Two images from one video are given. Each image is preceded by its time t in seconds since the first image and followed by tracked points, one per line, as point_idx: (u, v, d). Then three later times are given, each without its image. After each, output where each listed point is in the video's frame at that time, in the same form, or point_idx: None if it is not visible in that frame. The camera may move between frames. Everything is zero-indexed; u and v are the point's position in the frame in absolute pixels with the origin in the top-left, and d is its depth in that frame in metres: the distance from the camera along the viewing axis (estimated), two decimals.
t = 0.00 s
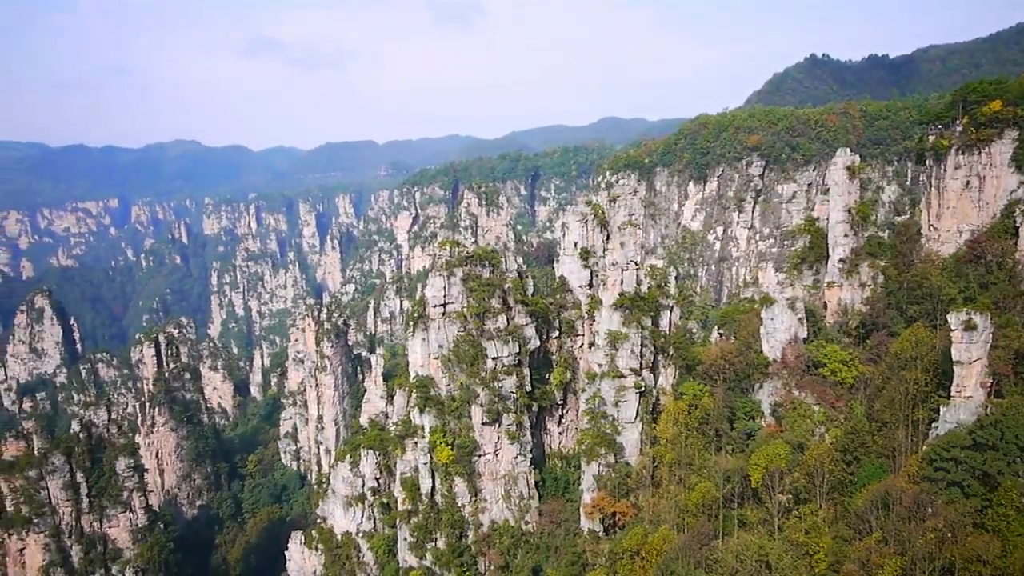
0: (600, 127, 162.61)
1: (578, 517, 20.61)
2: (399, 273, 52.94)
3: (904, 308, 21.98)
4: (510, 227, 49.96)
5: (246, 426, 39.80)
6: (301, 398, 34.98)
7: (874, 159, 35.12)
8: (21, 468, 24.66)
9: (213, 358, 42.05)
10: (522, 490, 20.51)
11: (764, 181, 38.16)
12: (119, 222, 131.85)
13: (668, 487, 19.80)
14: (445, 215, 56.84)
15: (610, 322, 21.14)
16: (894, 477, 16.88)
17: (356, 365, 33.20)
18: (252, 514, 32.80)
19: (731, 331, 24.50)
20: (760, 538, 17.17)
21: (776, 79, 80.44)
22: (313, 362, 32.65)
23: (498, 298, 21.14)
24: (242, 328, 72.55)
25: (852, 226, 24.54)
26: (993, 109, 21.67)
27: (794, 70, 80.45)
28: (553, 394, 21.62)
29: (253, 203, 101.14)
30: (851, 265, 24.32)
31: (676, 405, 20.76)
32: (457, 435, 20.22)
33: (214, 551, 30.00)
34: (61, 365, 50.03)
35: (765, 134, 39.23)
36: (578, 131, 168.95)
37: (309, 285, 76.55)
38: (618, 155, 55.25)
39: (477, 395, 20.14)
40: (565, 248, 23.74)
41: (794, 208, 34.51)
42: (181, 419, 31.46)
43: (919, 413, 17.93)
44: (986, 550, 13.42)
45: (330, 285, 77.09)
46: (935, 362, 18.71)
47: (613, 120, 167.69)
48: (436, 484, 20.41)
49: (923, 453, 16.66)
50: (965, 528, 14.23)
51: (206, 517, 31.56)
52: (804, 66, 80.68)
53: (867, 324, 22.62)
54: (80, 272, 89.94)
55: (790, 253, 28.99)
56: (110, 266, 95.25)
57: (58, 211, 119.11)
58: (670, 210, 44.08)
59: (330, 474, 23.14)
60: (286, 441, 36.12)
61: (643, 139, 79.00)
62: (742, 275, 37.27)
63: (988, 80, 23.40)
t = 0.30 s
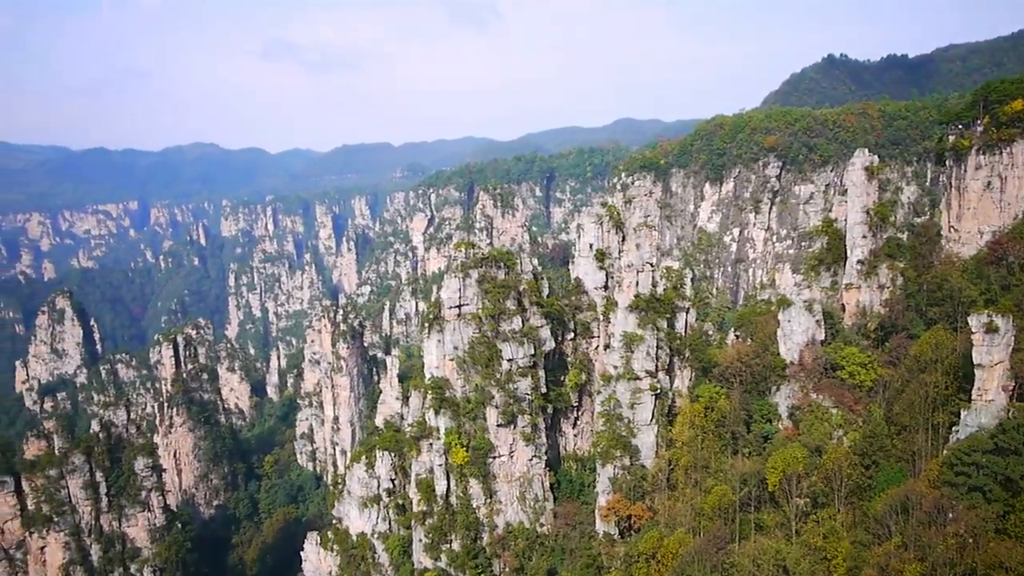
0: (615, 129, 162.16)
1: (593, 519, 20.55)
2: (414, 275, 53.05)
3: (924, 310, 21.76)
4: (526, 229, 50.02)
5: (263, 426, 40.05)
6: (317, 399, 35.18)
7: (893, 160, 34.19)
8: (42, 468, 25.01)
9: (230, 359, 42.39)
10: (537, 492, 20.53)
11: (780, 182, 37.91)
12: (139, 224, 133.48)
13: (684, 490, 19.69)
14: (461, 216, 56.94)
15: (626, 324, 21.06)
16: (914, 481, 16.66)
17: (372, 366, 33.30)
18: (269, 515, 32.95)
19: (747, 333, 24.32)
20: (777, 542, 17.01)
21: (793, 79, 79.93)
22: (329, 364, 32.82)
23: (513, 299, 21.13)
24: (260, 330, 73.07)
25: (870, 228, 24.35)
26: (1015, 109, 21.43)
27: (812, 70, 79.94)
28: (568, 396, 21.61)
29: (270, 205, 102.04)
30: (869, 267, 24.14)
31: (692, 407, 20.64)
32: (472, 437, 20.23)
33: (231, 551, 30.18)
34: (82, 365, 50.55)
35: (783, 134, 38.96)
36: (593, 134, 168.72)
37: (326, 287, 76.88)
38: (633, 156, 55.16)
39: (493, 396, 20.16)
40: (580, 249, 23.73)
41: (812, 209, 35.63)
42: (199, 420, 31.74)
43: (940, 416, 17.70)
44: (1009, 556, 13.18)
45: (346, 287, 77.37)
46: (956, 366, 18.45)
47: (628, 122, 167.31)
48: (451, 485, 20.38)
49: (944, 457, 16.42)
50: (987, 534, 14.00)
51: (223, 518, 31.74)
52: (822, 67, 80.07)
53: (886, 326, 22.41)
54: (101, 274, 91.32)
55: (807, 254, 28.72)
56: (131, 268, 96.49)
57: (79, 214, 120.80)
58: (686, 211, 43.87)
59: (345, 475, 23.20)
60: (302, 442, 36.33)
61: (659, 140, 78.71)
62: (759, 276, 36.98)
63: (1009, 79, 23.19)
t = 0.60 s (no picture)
0: (629, 131, 161.81)
1: (608, 521, 20.49)
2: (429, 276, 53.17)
3: (942, 313, 21.61)
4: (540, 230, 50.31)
5: (278, 427, 40.28)
6: (332, 400, 35.40)
7: (910, 160, 33.66)
8: (60, 467, 25.01)
9: (246, 360, 42.67)
10: (551, 494, 20.49)
11: (796, 183, 37.79)
12: (156, 226, 134.78)
13: (699, 493, 19.64)
14: (476, 218, 57.03)
15: (641, 326, 20.98)
16: (932, 485, 16.51)
17: (387, 368, 33.43)
18: (285, 515, 33.13)
19: (763, 335, 24.19)
20: (793, 546, 16.94)
21: (809, 79, 79.50)
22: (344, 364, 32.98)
23: (528, 301, 21.13)
24: (275, 330, 73.46)
25: (887, 229, 24.19)
26: None
27: (827, 71, 79.50)
28: (583, 398, 21.61)
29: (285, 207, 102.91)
30: (886, 268, 24.04)
31: (708, 409, 20.56)
32: (486, 439, 20.22)
33: (247, 552, 30.30)
34: (100, 365, 50.90)
35: (799, 136, 38.80)
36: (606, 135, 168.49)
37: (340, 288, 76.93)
38: (648, 157, 55.12)
39: (507, 398, 20.18)
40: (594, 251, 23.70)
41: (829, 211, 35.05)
42: (215, 420, 31.97)
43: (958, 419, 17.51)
44: None
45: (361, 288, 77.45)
46: (975, 368, 18.23)
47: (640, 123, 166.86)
48: (466, 487, 20.40)
49: (963, 461, 16.25)
50: (1006, 538, 13.82)
51: (238, 517, 31.84)
52: (838, 67, 79.64)
53: (903, 329, 22.27)
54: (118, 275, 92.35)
55: (824, 256, 28.54)
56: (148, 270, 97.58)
57: (98, 216, 122.24)
58: (701, 212, 43.76)
59: (360, 476, 23.28)
60: (317, 442, 36.56)
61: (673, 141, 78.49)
62: (775, 278, 36.81)
63: None
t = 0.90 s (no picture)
0: (642, 134, 161.40)
1: (621, 524, 20.41)
2: (443, 279, 53.30)
3: (960, 316, 21.37)
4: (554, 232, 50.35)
5: (293, 429, 40.48)
6: (346, 402, 35.58)
7: (927, 162, 33.01)
8: (78, 467, 25.38)
9: (261, 362, 42.92)
10: (565, 496, 20.46)
11: (812, 185, 37.62)
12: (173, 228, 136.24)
13: (713, 496, 19.52)
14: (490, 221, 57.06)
15: (655, 328, 20.91)
16: (950, 490, 16.34)
17: (400, 370, 33.49)
18: (299, 516, 33.24)
19: (778, 339, 24.05)
20: (809, 550, 16.84)
21: (826, 81, 79.03)
22: (359, 366, 33.10)
23: (542, 303, 21.14)
24: (290, 331, 73.92)
25: (904, 232, 24.15)
26: None
27: (844, 72, 78.99)
28: (596, 401, 21.54)
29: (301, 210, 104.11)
30: (903, 271, 23.91)
31: (722, 412, 20.44)
32: (500, 441, 20.22)
33: (261, 552, 30.41)
34: (117, 366, 51.29)
35: (815, 138, 38.53)
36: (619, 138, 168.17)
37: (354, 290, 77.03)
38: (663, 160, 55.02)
39: (521, 400, 20.19)
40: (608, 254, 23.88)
41: (844, 214, 33.99)
42: (230, 422, 32.13)
43: (977, 424, 17.29)
44: None
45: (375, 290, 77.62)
46: (994, 372, 18.00)
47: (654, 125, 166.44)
48: (479, 490, 20.40)
49: (981, 466, 16.04)
50: None
51: (253, 518, 31.99)
52: (854, 69, 79.13)
53: (921, 332, 22.05)
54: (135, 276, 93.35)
55: (840, 259, 28.34)
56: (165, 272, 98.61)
57: (116, 218, 123.70)
58: (716, 215, 43.62)
59: (374, 478, 23.32)
60: (331, 444, 36.77)
61: (687, 144, 78.22)
62: (791, 281, 36.66)
63: None
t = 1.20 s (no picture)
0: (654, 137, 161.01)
1: (633, 529, 20.37)
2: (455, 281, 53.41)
3: (975, 321, 21.24)
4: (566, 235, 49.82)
5: (304, 431, 40.67)
6: (357, 404, 35.75)
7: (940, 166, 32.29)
8: (92, 467, 25.50)
9: (273, 364, 43.14)
10: (576, 500, 20.37)
11: (825, 189, 37.37)
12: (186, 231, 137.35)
13: (725, 501, 19.41)
14: (501, 223, 57.11)
15: (667, 332, 20.89)
16: (965, 497, 16.11)
17: (411, 373, 33.55)
18: (310, 518, 33.37)
19: (791, 342, 23.93)
20: (822, 556, 16.74)
21: (839, 84, 78.61)
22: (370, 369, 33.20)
23: (553, 306, 21.16)
24: (302, 334, 74.36)
25: (918, 235, 24.03)
26: None
27: (858, 75, 78.56)
28: (607, 404, 21.46)
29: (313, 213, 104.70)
30: (917, 275, 23.73)
31: (734, 417, 20.31)
32: (511, 444, 20.22)
33: (272, 553, 30.53)
34: (131, 367, 51.67)
35: (828, 141, 38.33)
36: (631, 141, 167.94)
37: (366, 293, 77.31)
38: (675, 162, 54.92)
39: (532, 403, 20.18)
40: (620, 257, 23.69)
41: (859, 218, 34.58)
42: (242, 423, 32.23)
43: (992, 430, 17.02)
44: None
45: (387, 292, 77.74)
46: (1009, 377, 17.74)
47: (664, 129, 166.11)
48: (490, 492, 20.41)
49: (997, 472, 15.78)
50: None
51: (265, 519, 32.15)
52: (868, 71, 78.70)
53: (936, 336, 21.86)
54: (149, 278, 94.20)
55: (853, 262, 28.16)
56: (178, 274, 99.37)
57: (130, 221, 124.82)
58: (728, 218, 43.53)
59: (385, 480, 23.34)
60: (343, 446, 36.93)
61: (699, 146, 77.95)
62: (803, 285, 36.58)
63: None
